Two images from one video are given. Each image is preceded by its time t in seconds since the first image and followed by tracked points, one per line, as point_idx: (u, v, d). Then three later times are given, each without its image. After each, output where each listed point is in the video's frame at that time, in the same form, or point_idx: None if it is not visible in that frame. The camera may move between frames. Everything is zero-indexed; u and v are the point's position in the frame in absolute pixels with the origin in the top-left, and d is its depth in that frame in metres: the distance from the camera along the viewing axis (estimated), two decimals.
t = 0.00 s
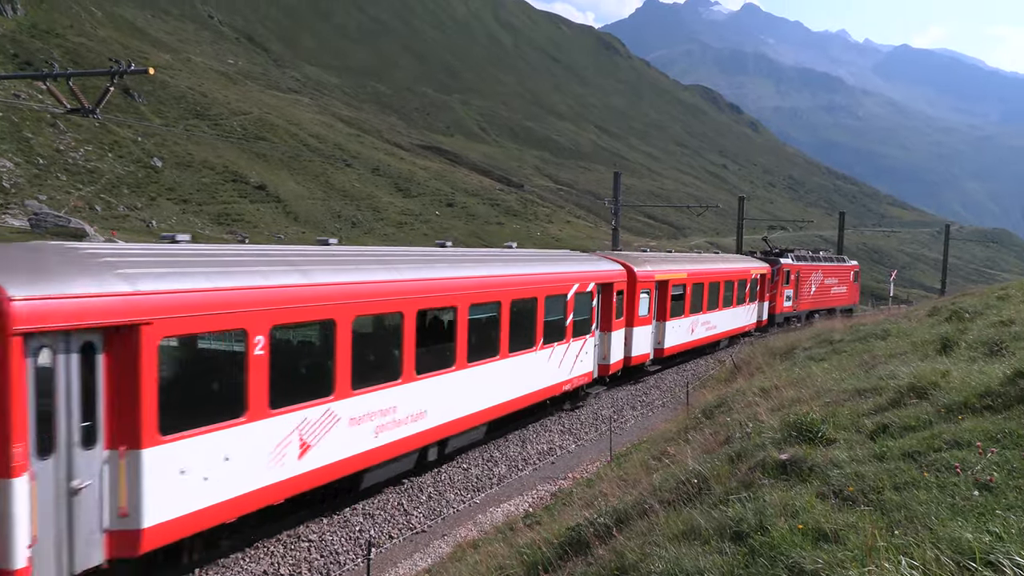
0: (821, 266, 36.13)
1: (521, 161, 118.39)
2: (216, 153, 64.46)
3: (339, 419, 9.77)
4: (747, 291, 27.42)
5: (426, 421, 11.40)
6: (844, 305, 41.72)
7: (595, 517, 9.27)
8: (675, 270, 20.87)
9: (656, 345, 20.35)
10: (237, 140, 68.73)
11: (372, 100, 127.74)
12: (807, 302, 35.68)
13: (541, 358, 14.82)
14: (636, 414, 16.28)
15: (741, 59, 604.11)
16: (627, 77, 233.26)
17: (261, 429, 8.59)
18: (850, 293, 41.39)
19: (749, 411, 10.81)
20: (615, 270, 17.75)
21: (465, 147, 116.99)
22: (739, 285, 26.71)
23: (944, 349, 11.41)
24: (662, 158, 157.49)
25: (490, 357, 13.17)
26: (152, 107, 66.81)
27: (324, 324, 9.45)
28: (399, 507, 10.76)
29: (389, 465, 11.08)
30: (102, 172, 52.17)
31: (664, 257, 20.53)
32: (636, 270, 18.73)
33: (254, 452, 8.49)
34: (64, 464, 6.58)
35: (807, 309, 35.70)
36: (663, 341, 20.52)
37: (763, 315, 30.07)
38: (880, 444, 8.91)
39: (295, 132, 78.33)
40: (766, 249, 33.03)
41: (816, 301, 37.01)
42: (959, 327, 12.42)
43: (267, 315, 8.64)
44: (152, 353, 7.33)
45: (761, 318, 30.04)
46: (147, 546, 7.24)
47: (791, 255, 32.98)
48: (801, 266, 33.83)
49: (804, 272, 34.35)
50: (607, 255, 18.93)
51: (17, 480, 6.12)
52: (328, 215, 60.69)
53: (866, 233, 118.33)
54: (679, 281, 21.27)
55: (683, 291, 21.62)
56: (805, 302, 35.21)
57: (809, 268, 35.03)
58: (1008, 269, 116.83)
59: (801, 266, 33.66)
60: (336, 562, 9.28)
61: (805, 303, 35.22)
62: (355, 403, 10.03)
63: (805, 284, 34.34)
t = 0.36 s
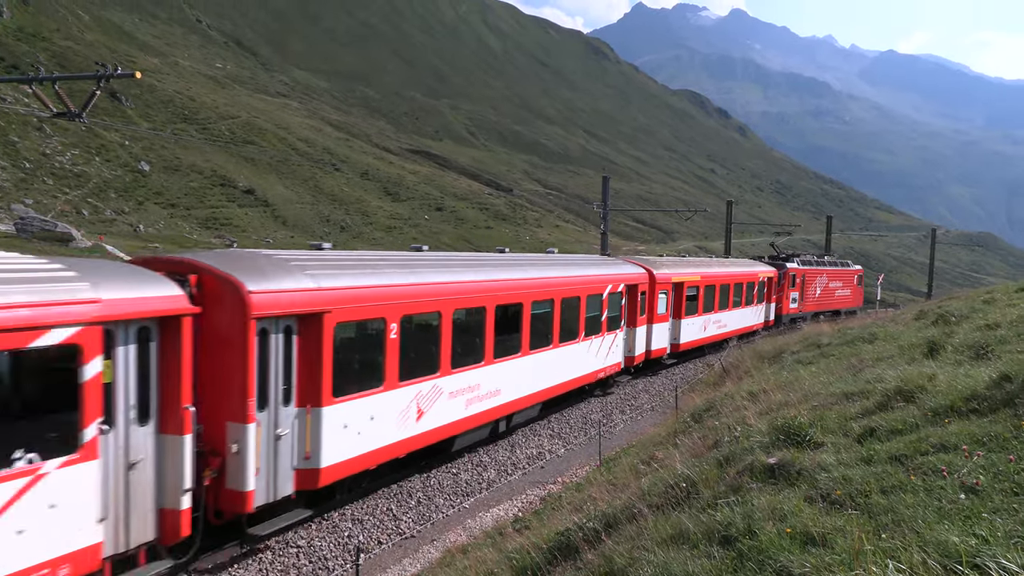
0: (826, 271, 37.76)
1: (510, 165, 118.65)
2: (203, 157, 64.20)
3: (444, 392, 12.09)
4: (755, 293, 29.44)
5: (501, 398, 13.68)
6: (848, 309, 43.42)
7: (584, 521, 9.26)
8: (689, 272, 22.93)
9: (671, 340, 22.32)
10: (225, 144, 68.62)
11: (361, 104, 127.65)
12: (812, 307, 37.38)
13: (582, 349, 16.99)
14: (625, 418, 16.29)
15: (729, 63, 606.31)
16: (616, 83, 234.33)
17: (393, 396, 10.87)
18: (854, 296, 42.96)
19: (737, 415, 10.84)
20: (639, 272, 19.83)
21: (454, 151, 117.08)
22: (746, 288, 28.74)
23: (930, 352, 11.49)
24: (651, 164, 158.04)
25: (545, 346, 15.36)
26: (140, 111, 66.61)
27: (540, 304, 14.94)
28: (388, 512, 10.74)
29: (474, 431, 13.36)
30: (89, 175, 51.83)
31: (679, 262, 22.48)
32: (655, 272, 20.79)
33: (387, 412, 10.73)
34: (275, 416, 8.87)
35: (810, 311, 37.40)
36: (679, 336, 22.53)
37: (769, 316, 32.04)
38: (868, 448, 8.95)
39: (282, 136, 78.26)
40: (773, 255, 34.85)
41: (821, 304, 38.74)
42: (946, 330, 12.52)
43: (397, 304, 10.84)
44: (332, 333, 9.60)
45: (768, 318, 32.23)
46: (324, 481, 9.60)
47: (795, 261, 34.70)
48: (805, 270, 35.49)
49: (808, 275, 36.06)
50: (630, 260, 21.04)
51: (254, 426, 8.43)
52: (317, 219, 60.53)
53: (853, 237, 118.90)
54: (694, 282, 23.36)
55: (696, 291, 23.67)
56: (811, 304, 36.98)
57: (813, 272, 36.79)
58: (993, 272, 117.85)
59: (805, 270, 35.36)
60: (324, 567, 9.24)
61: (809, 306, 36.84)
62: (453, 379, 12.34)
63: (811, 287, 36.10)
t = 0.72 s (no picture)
0: (836, 275, 38.94)
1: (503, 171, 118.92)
2: (196, 161, 64.07)
3: (512, 376, 14.34)
4: (765, 295, 31.14)
5: (553, 382, 15.78)
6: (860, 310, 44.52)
7: (577, 527, 9.24)
8: (703, 276, 24.81)
9: (688, 338, 24.22)
10: (218, 148, 68.54)
11: (355, 107, 127.61)
12: (822, 309, 38.60)
13: (616, 343, 19.03)
14: (618, 423, 16.30)
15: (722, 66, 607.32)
16: (609, 87, 235.18)
17: (476, 377, 13.12)
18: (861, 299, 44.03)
19: (729, 419, 10.87)
20: (662, 275, 21.76)
21: (447, 155, 117.26)
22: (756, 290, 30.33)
23: (921, 356, 11.51)
24: (644, 168, 158.59)
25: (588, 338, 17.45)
26: (132, 115, 66.51)
27: (584, 303, 17.04)
28: (380, 518, 10.71)
29: (532, 410, 15.53)
30: (81, 180, 51.68)
31: (697, 266, 24.46)
32: (674, 275, 22.73)
33: (472, 388, 12.97)
34: (400, 388, 11.15)
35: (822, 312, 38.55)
36: (694, 334, 24.42)
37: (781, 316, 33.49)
38: (859, 452, 8.97)
39: (275, 141, 78.24)
40: (785, 259, 36.08)
41: (833, 306, 39.95)
42: (937, 333, 12.58)
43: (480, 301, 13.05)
44: (435, 324, 11.82)
45: (779, 318, 33.78)
46: (430, 443, 11.93)
47: (807, 264, 35.92)
48: (816, 273, 36.78)
49: (819, 277, 37.35)
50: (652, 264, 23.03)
51: (387, 395, 10.72)
52: (310, 223, 60.47)
53: (846, 240, 119.24)
54: (708, 284, 25.23)
55: (710, 293, 25.53)
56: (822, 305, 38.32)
57: (825, 275, 38.02)
58: (984, 275, 118.27)
59: (816, 272, 36.65)
60: (317, 573, 9.20)
61: (819, 309, 37.99)
62: (519, 365, 14.57)
63: (822, 289, 37.39)
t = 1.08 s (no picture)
0: (844, 276, 39.92)
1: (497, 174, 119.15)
2: (189, 165, 63.91)
3: (562, 362, 16.23)
4: (776, 295, 32.47)
5: (594, 369, 17.65)
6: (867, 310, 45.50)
7: (572, 530, 9.23)
8: (717, 277, 26.31)
9: (704, 334, 25.73)
10: (210, 152, 68.50)
11: (348, 111, 127.62)
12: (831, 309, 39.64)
13: (643, 338, 20.83)
14: (612, 426, 16.30)
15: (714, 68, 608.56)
16: (602, 90, 235.95)
17: (535, 362, 15.00)
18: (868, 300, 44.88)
19: (724, 421, 10.89)
20: (679, 276, 23.19)
21: (440, 159, 117.43)
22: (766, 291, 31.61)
23: (914, 357, 11.57)
24: (637, 170, 159.01)
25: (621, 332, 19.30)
26: (124, 120, 66.36)
27: (618, 300, 18.89)
28: (374, 522, 10.69)
29: (575, 395, 17.39)
30: (73, 185, 51.53)
31: (711, 268, 25.77)
32: (691, 277, 24.24)
33: (533, 372, 14.88)
34: (480, 370, 13.17)
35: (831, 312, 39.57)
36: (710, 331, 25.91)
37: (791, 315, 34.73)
38: (853, 453, 8.99)
39: (268, 145, 78.21)
40: (795, 261, 37.11)
41: (841, 306, 40.99)
42: (929, 335, 12.60)
43: (537, 298, 14.97)
44: (506, 316, 13.79)
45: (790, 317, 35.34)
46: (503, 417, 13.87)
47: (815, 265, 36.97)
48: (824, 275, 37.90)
49: (828, 278, 38.44)
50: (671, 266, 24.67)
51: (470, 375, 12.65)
52: (304, 227, 60.40)
53: (839, 242, 119.64)
54: (721, 285, 26.71)
55: (723, 293, 27.00)
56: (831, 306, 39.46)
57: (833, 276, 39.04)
58: (976, 276, 118.74)
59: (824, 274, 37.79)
60: None
61: (827, 309, 38.99)
62: (568, 353, 16.49)
63: (830, 289, 38.49)
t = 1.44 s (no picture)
0: (854, 278, 40.60)
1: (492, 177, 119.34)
2: (183, 169, 63.80)
3: (597, 354, 18.24)
4: (789, 296, 33.28)
5: (622, 359, 19.57)
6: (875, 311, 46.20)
7: (567, 533, 9.22)
8: (730, 280, 27.62)
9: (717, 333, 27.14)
10: (204, 156, 68.42)
11: (342, 114, 127.52)
12: (840, 309, 40.36)
13: (664, 334, 22.65)
14: (607, 428, 16.33)
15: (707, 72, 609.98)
16: (596, 94, 236.77)
17: (575, 352, 16.97)
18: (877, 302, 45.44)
19: (718, 423, 10.90)
20: (695, 277, 24.73)
21: (435, 162, 117.50)
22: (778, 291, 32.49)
23: (908, 359, 11.62)
24: (631, 173, 159.39)
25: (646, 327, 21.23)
26: (118, 123, 66.18)
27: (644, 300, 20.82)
28: (369, 526, 10.67)
29: (607, 382, 19.37)
30: (66, 188, 51.36)
31: (725, 271, 27.17)
32: (705, 279, 25.67)
33: (574, 360, 16.91)
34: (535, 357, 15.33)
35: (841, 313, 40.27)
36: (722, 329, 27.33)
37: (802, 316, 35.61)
38: (847, 455, 9.00)
39: (261, 148, 78.09)
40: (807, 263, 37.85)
41: (849, 308, 41.73)
42: (922, 337, 12.62)
43: (580, 297, 17.01)
44: (553, 312, 15.80)
45: (801, 317, 36.52)
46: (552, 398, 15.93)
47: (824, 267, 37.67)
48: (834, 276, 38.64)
49: (838, 279, 39.16)
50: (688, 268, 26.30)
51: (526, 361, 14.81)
52: (298, 231, 60.33)
53: (832, 245, 120.10)
54: (733, 286, 28.07)
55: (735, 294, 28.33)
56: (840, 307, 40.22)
57: (842, 278, 39.74)
58: (969, 278, 119.21)
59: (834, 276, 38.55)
60: None
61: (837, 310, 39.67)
62: (602, 346, 18.51)
63: (841, 291, 39.19)
